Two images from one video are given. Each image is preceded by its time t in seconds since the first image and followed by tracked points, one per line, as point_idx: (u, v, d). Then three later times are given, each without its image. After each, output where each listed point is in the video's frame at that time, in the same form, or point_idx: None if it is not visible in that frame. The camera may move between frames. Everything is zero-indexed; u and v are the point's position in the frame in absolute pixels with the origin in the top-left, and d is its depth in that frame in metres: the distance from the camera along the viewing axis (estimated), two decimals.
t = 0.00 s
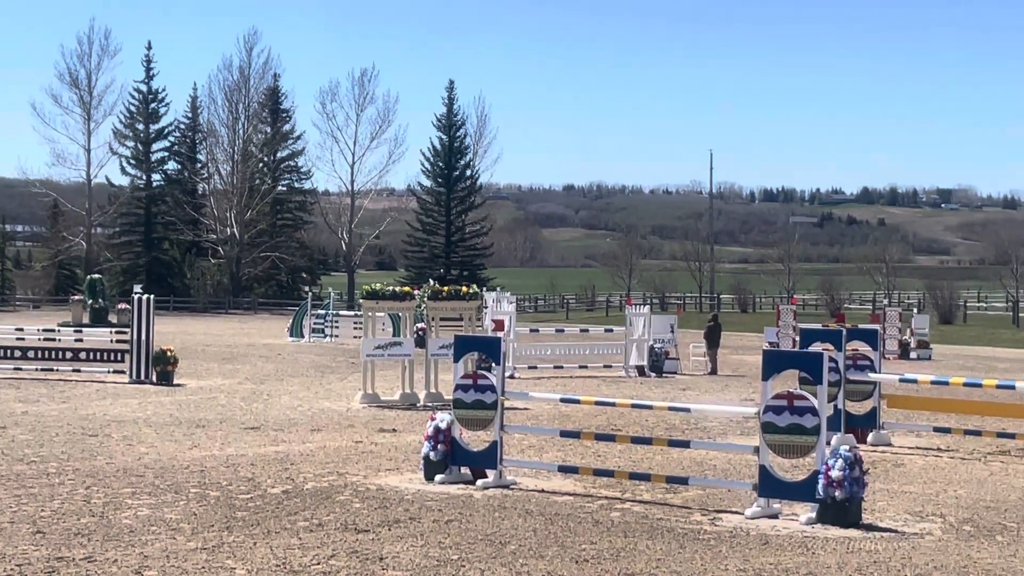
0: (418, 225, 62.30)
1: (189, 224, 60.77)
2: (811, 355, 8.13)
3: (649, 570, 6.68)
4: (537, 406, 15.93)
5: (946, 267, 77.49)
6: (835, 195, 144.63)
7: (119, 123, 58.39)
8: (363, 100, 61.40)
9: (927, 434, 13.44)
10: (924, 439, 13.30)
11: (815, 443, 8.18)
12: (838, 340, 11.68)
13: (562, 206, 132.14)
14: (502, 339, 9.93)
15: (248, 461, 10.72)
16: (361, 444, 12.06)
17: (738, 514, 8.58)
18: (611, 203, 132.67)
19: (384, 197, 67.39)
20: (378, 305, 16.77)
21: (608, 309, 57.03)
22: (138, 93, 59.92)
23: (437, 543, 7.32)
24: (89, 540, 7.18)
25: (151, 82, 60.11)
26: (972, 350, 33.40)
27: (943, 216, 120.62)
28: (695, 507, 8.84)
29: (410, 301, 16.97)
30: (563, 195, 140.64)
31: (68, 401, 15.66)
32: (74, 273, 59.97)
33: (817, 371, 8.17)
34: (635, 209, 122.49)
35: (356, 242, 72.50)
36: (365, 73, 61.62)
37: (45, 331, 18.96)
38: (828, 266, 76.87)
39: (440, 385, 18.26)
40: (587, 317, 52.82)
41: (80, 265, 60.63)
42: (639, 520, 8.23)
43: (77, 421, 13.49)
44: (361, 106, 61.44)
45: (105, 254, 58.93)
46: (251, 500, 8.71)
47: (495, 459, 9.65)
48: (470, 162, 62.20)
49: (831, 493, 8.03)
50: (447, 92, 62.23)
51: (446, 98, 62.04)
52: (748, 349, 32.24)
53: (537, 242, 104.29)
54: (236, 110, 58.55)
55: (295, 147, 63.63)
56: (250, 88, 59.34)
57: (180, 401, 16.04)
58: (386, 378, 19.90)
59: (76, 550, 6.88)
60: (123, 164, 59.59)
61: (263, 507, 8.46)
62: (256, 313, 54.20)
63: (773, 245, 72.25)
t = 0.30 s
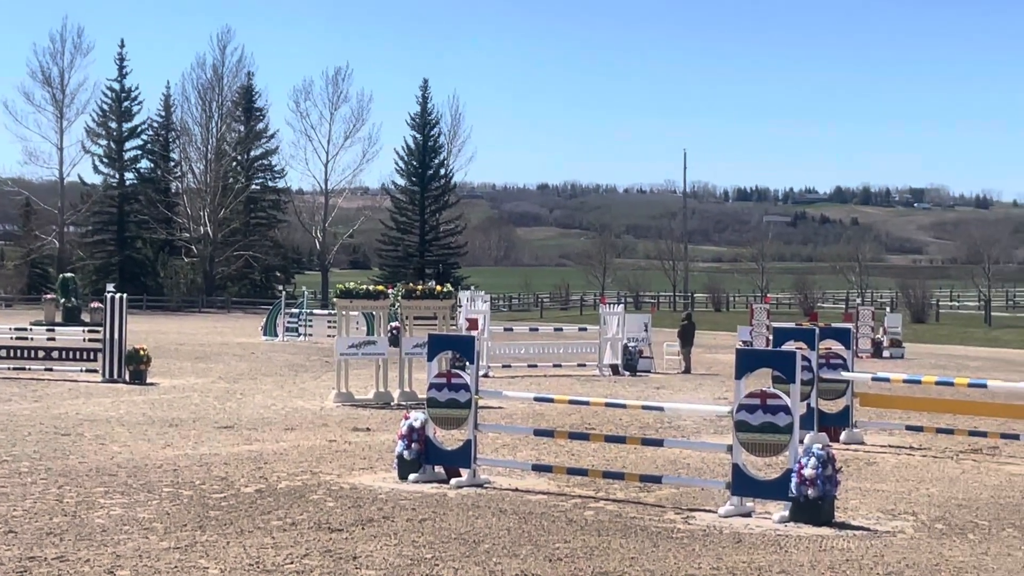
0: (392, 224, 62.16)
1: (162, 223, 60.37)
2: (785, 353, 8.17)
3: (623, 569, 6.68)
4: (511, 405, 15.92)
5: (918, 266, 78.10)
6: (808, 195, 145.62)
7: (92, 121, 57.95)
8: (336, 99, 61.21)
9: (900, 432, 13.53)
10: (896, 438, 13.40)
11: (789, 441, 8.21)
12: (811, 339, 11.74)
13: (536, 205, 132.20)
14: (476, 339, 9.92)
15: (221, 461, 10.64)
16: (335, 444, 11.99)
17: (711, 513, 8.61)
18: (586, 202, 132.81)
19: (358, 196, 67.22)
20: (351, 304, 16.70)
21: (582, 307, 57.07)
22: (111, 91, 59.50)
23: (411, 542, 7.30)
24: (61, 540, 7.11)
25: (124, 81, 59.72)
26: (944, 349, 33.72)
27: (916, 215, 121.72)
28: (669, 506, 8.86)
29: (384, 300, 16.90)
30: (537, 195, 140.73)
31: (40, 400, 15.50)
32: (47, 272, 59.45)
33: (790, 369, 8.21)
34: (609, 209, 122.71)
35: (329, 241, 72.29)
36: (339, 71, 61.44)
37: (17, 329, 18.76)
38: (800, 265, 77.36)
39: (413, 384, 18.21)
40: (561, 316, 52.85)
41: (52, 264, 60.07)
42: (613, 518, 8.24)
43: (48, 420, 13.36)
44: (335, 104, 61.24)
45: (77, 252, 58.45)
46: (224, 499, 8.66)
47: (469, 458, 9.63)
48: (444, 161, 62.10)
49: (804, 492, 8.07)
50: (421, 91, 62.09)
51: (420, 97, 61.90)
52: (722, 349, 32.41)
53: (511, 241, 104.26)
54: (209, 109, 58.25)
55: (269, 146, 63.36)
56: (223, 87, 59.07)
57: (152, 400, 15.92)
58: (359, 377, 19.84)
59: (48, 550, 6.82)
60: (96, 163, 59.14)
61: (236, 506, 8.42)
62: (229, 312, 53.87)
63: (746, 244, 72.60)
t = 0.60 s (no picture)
0: (368, 220, 62.00)
1: (138, 219, 59.98)
2: (759, 350, 8.20)
3: (599, 565, 6.68)
4: (488, 402, 15.92)
5: (894, 263, 78.64)
6: (784, 192, 146.42)
7: (66, 117, 57.47)
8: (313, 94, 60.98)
9: (875, 428, 13.62)
10: (872, 434, 13.49)
11: (764, 437, 8.25)
12: (787, 336, 11.80)
13: (513, 202, 132.32)
14: (453, 335, 9.90)
15: (197, 457, 10.58)
16: (311, 440, 11.95)
17: (688, 509, 8.63)
18: (563, 199, 133.04)
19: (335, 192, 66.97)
20: (327, 301, 16.63)
21: (559, 303, 57.12)
22: (86, 86, 59.03)
23: (386, 539, 7.29)
24: (36, 537, 7.05)
25: (99, 75, 59.28)
26: (919, 345, 33.99)
27: (891, 212, 122.63)
28: (644, 502, 8.88)
29: (360, 297, 16.85)
30: (514, 192, 140.77)
31: (13, 398, 15.37)
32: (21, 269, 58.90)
33: (766, 366, 8.24)
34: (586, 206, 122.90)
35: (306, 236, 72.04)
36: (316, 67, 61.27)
37: None
38: (777, 261, 77.75)
39: (390, 380, 18.17)
40: (538, 313, 52.89)
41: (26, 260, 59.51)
42: (589, 515, 8.25)
43: (23, 417, 13.25)
44: (311, 100, 61.02)
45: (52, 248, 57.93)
46: (200, 496, 8.62)
47: (446, 454, 9.62)
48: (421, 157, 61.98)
49: (780, 488, 8.10)
50: (398, 86, 61.92)
51: (397, 92, 61.74)
52: (698, 344, 32.54)
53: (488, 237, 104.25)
54: (185, 104, 57.93)
55: (245, 141, 63.04)
56: (199, 82, 58.76)
57: (128, 396, 15.81)
58: (336, 373, 19.79)
59: (23, 547, 6.76)
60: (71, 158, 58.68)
61: (212, 502, 8.37)
62: (205, 308, 53.54)
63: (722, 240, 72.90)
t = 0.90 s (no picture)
0: (347, 213, 61.81)
1: (116, 212, 59.56)
2: (738, 343, 8.21)
3: (577, 558, 6.70)
4: (466, 395, 15.93)
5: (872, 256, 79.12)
6: (762, 185, 146.86)
7: (44, 110, 56.99)
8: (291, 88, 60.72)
9: (853, 422, 13.69)
10: (849, 427, 13.58)
11: (742, 431, 8.28)
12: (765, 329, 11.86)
13: (493, 195, 132.20)
14: (432, 328, 9.89)
15: (175, 451, 10.53)
16: (289, 434, 11.91)
17: (666, 502, 8.66)
18: (543, 192, 133.04)
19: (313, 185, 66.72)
20: (306, 294, 16.57)
21: (538, 297, 57.17)
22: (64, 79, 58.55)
23: (365, 532, 7.28)
24: (14, 531, 7.01)
25: (76, 68, 58.80)
26: (896, 338, 34.21)
27: (869, 205, 123.23)
28: (623, 495, 8.90)
29: (339, 290, 16.80)
30: (493, 185, 140.62)
31: None
32: None
33: (744, 359, 8.27)
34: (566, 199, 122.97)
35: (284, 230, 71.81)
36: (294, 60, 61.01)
37: None
38: (756, 255, 78.10)
39: (368, 374, 18.13)
40: (516, 306, 52.91)
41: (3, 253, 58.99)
42: (568, 508, 8.27)
43: None
44: (290, 93, 60.76)
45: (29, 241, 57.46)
46: (178, 490, 8.59)
47: (424, 448, 9.61)
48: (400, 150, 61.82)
49: (758, 481, 8.14)
50: (377, 79, 61.73)
51: (376, 85, 61.55)
52: (677, 337, 32.63)
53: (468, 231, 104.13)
54: (163, 97, 57.55)
55: (223, 135, 62.69)
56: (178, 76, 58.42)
57: (105, 390, 15.73)
58: (314, 367, 19.75)
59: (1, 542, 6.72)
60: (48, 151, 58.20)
61: (190, 496, 8.34)
62: (183, 301, 53.25)
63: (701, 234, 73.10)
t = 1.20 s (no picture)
0: (327, 205, 61.61)
1: (96, 204, 59.23)
2: (717, 334, 8.24)
3: (557, 548, 6.71)
4: (446, 387, 15.92)
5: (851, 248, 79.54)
6: (742, 177, 147.29)
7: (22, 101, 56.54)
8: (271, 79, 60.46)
9: (832, 412, 13.77)
10: (828, 418, 13.64)
11: (721, 422, 8.32)
12: (745, 321, 11.91)
13: (473, 186, 132.06)
14: (412, 320, 9.86)
15: (155, 443, 10.48)
16: (270, 425, 11.88)
17: (646, 492, 8.69)
18: (524, 184, 133.05)
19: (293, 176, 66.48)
20: (286, 285, 16.51)
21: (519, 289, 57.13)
22: (42, 70, 58.13)
23: (345, 523, 7.27)
24: None
25: (55, 59, 58.41)
26: (874, 329, 34.43)
27: (848, 197, 123.85)
28: (603, 486, 8.93)
29: (319, 281, 16.73)
30: (474, 177, 140.45)
31: None
32: None
33: (723, 350, 8.29)
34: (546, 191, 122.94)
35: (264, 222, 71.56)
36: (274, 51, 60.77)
37: None
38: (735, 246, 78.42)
39: (348, 365, 18.10)
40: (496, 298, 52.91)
41: None
42: (549, 498, 8.28)
43: None
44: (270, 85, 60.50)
45: (8, 233, 56.99)
46: (158, 481, 8.55)
47: (403, 439, 9.60)
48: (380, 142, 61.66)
49: (738, 471, 8.17)
50: (357, 70, 61.51)
51: (356, 77, 61.35)
52: (657, 329, 32.71)
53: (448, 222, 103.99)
54: (143, 88, 57.20)
55: (203, 126, 62.35)
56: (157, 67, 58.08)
57: (84, 382, 15.63)
58: (294, 359, 19.69)
59: None
60: (27, 143, 57.77)
61: (170, 488, 8.30)
62: (163, 293, 52.95)
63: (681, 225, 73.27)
